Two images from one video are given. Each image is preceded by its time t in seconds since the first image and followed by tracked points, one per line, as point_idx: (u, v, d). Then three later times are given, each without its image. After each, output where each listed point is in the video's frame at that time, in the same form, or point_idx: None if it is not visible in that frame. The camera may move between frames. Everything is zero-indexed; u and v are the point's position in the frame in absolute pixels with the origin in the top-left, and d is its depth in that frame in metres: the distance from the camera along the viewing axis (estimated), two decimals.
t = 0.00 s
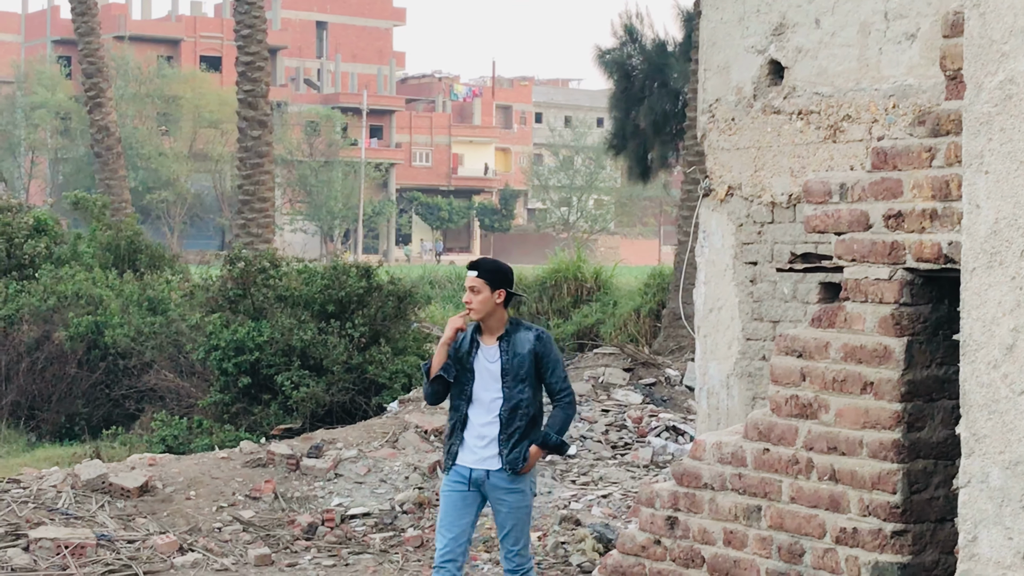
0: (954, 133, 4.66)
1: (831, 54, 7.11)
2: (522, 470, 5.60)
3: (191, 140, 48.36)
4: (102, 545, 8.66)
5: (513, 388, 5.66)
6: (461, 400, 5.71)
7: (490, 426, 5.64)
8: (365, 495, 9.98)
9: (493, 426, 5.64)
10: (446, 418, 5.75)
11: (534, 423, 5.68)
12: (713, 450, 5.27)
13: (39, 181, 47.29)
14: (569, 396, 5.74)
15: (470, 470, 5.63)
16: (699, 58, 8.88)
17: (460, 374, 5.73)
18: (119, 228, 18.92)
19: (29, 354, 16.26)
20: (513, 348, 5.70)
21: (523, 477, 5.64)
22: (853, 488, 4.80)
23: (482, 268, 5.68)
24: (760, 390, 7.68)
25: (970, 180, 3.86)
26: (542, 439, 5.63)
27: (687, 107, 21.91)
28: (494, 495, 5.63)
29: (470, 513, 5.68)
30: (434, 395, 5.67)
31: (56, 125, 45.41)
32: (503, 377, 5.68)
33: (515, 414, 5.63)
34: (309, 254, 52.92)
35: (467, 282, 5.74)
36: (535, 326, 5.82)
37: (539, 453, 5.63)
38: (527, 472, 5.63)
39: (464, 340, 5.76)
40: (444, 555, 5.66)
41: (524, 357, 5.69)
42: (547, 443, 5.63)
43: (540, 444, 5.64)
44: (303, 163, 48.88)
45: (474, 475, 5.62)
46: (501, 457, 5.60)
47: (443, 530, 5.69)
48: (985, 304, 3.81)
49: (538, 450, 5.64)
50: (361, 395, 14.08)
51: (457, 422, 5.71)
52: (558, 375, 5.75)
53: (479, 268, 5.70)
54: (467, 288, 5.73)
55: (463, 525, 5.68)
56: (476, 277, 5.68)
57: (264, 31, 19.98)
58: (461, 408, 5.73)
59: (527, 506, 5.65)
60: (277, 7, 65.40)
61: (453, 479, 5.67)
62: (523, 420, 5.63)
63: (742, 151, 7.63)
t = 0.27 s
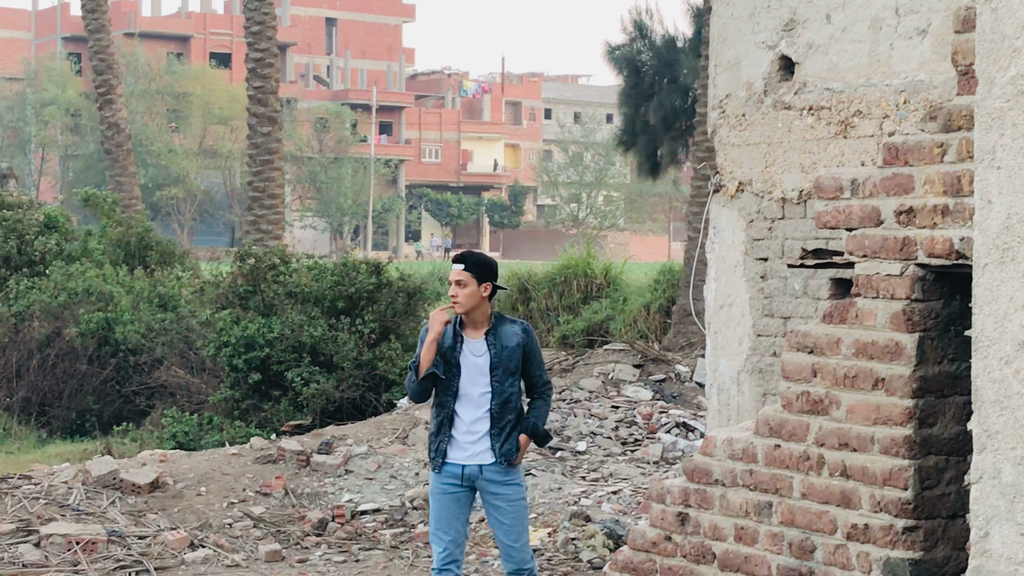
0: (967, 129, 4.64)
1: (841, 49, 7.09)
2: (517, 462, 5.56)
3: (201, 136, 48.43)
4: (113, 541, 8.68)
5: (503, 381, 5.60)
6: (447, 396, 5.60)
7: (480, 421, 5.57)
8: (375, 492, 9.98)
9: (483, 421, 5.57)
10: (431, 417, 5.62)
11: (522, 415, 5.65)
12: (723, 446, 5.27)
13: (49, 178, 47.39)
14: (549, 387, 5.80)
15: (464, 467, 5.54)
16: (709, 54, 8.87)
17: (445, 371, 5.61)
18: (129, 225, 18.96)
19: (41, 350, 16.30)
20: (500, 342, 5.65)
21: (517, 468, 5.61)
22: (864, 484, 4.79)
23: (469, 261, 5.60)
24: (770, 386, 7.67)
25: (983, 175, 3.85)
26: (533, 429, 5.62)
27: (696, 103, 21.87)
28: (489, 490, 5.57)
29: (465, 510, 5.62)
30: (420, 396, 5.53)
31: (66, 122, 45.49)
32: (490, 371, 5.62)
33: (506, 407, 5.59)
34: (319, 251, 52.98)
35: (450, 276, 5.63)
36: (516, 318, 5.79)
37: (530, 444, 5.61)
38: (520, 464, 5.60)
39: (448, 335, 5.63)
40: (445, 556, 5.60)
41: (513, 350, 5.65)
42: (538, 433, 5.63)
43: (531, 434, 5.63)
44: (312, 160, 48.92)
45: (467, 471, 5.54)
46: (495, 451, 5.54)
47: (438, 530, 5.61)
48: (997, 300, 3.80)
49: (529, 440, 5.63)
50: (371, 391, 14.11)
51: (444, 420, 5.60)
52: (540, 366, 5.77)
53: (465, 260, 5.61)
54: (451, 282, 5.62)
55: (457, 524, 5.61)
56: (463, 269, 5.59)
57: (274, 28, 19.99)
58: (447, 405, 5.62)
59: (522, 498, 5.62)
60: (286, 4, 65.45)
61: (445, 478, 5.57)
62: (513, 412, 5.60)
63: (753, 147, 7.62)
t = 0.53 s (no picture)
0: (975, 127, 4.63)
1: (849, 47, 7.08)
2: (512, 459, 5.55)
3: (209, 135, 48.49)
4: (122, 540, 8.69)
5: (496, 379, 5.57)
6: (439, 396, 5.55)
7: (474, 419, 5.55)
8: (383, 490, 9.99)
9: (477, 419, 5.55)
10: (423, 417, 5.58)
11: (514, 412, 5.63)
12: (732, 445, 5.27)
13: (58, 177, 47.48)
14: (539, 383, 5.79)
15: (459, 467, 5.52)
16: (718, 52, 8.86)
17: (437, 371, 5.56)
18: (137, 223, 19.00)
19: (49, 349, 16.42)
20: (492, 340, 5.61)
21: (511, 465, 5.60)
22: (872, 483, 4.79)
23: (462, 260, 5.58)
24: (779, 384, 7.66)
25: (991, 174, 3.85)
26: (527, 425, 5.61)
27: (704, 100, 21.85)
28: (485, 489, 5.56)
29: (462, 510, 5.61)
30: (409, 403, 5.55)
31: (75, 121, 45.57)
32: (483, 369, 5.58)
33: (499, 405, 5.57)
34: (327, 249, 53.03)
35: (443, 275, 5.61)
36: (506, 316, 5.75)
37: (524, 440, 5.61)
38: (515, 461, 5.59)
39: (438, 335, 5.58)
40: (447, 557, 5.62)
41: (506, 348, 5.62)
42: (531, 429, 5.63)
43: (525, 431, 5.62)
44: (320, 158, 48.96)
45: (463, 471, 5.52)
46: (490, 449, 5.52)
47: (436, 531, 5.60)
48: (1006, 299, 3.80)
49: (522, 437, 5.62)
50: (379, 390, 14.09)
51: (437, 421, 5.56)
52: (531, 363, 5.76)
53: (458, 260, 5.59)
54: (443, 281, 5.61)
55: (454, 524, 5.60)
56: (457, 269, 5.57)
57: (281, 27, 19.99)
58: (439, 405, 5.57)
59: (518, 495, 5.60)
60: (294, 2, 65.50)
61: (441, 478, 5.54)
62: (506, 410, 5.58)
63: (761, 145, 7.61)
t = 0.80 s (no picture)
0: (978, 123, 4.61)
1: (852, 44, 7.05)
2: (510, 461, 5.47)
3: (212, 134, 48.49)
4: (125, 539, 8.69)
5: (494, 380, 5.52)
6: (437, 396, 5.52)
7: (471, 420, 5.48)
8: (386, 488, 9.98)
9: (473, 421, 5.48)
10: (422, 417, 5.54)
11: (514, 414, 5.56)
12: (735, 442, 5.26)
13: (61, 176, 47.50)
14: (545, 386, 5.70)
15: (455, 467, 5.47)
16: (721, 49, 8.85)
17: (436, 370, 5.53)
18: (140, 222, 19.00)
19: (52, 348, 16.46)
20: (492, 339, 5.56)
21: (510, 468, 5.52)
22: (875, 481, 4.77)
23: (463, 259, 5.57)
24: (782, 382, 7.64)
25: (993, 170, 3.83)
26: (527, 427, 5.52)
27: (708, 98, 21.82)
28: (481, 491, 5.49)
29: (461, 511, 5.55)
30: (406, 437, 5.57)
31: (78, 120, 45.59)
32: (481, 369, 5.53)
33: (497, 405, 5.50)
34: (330, 248, 53.02)
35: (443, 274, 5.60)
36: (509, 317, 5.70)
37: (524, 443, 5.52)
38: (514, 463, 5.51)
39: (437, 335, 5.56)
40: (446, 558, 5.57)
41: (505, 349, 5.56)
42: (531, 432, 5.54)
43: (525, 433, 5.53)
44: (324, 157, 48.96)
45: (459, 471, 5.46)
46: (486, 450, 5.46)
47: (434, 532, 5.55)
48: (1008, 295, 3.78)
49: (522, 439, 5.54)
50: (382, 388, 14.00)
51: (435, 420, 5.52)
52: (534, 365, 5.68)
53: (459, 259, 5.58)
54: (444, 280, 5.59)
55: (452, 525, 5.54)
56: (457, 267, 5.56)
57: (284, 25, 19.98)
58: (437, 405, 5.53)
59: (517, 498, 5.52)
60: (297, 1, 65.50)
61: (438, 478, 5.50)
62: (505, 411, 5.51)
63: (765, 142, 7.59)
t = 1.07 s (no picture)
0: (976, 120, 4.62)
1: (851, 41, 7.07)
2: (515, 461, 5.45)
3: (212, 132, 48.48)
4: (126, 537, 8.70)
5: (498, 378, 5.48)
6: (442, 395, 5.51)
7: (476, 419, 5.47)
8: (387, 486, 9.99)
9: (478, 420, 5.47)
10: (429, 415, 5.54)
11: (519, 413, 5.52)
12: (734, 439, 5.27)
13: (62, 174, 47.48)
14: (553, 384, 5.64)
15: (460, 466, 5.46)
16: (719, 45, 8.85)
17: (441, 369, 5.52)
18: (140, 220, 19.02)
19: (53, 346, 16.44)
20: (497, 337, 5.53)
21: (515, 468, 5.49)
22: (875, 477, 4.78)
23: (464, 255, 5.59)
24: (781, 379, 7.65)
25: (992, 167, 3.84)
26: (533, 428, 5.48)
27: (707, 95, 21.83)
28: (486, 491, 5.47)
29: (466, 509, 5.54)
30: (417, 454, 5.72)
31: (77, 118, 45.58)
32: (486, 368, 5.50)
33: (502, 404, 5.47)
34: (330, 245, 53.02)
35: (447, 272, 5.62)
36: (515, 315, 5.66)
37: (530, 442, 5.49)
38: (519, 463, 5.48)
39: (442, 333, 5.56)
40: (450, 556, 5.57)
41: (510, 347, 5.52)
42: (538, 432, 5.49)
43: (531, 433, 5.49)
44: (324, 155, 48.96)
45: (463, 470, 5.46)
46: (491, 449, 5.44)
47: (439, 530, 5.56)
48: (1007, 292, 3.79)
49: (528, 439, 5.50)
50: (383, 386, 14.17)
51: (441, 419, 5.52)
52: (542, 364, 5.63)
53: (461, 255, 5.60)
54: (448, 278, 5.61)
55: (457, 523, 5.54)
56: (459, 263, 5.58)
57: (283, 23, 19.98)
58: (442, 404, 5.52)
59: (522, 498, 5.50)
60: None
61: (443, 477, 5.50)
62: (510, 410, 5.48)
63: (764, 139, 7.59)
